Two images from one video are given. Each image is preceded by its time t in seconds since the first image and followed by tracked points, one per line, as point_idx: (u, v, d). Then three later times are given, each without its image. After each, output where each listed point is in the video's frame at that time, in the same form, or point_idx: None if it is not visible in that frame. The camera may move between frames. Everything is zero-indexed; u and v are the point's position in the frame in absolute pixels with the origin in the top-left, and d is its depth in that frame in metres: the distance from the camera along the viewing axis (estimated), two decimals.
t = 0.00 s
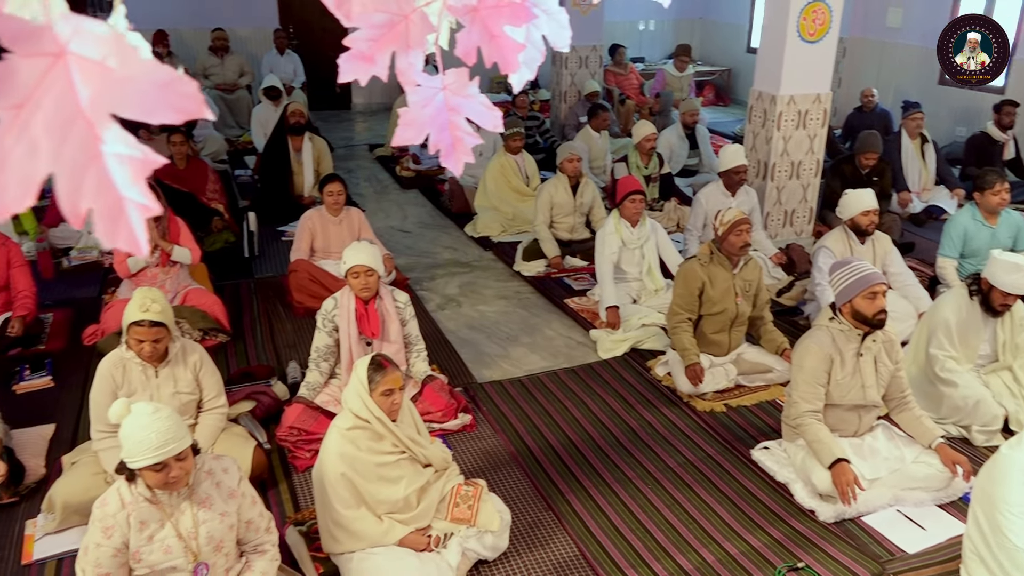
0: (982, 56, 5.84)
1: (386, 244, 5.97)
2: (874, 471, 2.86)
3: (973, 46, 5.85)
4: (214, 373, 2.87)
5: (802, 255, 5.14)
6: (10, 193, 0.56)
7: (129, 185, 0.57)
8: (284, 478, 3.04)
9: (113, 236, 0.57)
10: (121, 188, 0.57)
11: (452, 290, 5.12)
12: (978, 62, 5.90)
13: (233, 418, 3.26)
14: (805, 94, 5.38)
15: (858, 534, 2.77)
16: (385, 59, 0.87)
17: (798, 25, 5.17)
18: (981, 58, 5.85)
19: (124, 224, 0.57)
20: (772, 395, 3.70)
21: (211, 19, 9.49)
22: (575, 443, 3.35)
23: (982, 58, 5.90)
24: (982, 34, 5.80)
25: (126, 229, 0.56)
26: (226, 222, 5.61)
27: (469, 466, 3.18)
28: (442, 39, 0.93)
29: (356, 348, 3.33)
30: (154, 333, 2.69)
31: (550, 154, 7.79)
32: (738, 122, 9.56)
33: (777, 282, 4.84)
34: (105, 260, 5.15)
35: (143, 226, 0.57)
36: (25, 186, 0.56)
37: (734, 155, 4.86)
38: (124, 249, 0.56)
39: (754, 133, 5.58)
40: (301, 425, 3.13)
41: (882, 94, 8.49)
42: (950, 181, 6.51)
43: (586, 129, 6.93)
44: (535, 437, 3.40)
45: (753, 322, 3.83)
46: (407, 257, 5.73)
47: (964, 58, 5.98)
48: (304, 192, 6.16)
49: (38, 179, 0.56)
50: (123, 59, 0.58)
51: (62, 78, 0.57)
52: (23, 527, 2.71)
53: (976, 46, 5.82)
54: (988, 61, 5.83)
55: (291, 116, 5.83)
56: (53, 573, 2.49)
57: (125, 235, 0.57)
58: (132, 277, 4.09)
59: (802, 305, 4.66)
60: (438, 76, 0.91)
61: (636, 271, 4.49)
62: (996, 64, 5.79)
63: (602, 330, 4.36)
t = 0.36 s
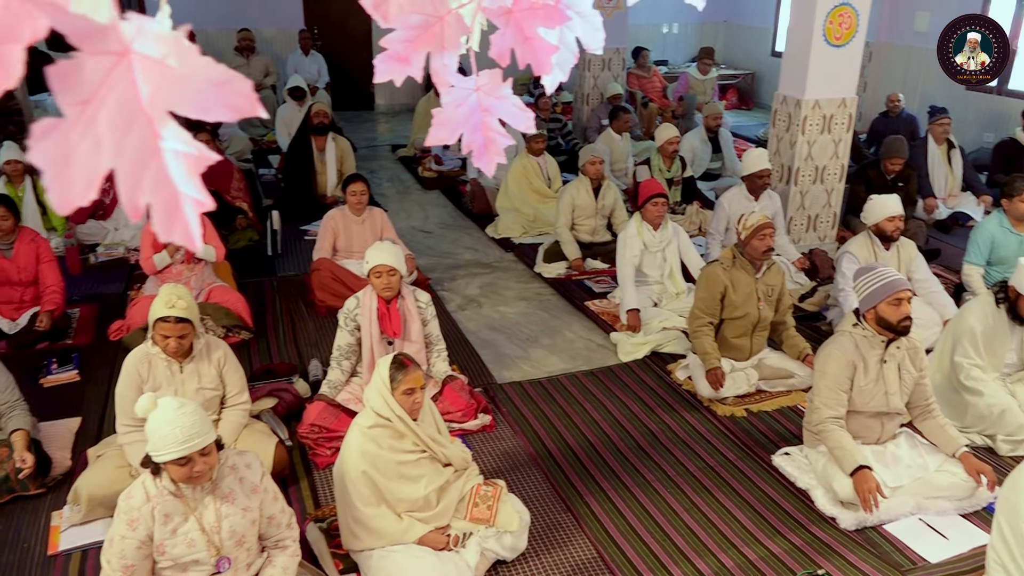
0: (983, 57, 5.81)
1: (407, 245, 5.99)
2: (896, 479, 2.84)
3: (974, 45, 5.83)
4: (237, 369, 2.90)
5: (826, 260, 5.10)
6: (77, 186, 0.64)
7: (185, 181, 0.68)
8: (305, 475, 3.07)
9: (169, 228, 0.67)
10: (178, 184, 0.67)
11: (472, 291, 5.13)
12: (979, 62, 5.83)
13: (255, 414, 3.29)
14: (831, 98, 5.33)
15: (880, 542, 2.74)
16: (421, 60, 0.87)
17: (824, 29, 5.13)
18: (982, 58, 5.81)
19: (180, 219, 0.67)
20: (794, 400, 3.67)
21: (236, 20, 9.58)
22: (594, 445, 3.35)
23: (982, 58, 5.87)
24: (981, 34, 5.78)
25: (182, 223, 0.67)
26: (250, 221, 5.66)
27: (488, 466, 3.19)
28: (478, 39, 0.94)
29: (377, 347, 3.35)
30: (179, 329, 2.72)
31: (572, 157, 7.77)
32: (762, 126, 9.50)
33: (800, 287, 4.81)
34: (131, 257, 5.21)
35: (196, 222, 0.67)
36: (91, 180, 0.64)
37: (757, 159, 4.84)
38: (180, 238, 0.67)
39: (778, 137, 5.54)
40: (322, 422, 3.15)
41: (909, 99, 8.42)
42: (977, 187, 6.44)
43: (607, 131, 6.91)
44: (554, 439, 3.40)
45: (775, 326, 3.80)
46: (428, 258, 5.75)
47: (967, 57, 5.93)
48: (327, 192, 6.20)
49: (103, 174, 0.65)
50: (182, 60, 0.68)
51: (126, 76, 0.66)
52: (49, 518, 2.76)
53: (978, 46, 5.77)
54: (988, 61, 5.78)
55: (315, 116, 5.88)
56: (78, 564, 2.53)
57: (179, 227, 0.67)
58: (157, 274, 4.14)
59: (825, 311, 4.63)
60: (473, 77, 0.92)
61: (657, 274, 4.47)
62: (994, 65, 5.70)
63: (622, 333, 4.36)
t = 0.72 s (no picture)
0: (977, 60, 6.87)
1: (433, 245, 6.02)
2: (926, 487, 2.80)
3: (971, 48, 6.86)
4: (266, 366, 2.93)
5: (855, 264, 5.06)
6: (145, 181, 0.63)
7: (245, 177, 0.65)
8: (331, 472, 3.09)
9: (231, 224, 0.64)
10: (239, 180, 0.65)
11: (498, 292, 5.14)
12: (978, 60, 6.80)
13: (282, 411, 3.32)
14: (862, 101, 5.28)
15: (908, 551, 2.71)
16: (460, 63, 0.88)
17: (855, 31, 5.08)
18: (976, 61, 6.88)
19: (240, 214, 0.64)
20: (821, 406, 3.64)
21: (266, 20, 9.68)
22: (619, 448, 3.34)
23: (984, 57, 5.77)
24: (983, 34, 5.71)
25: (242, 219, 0.64)
26: (278, 219, 5.72)
27: (513, 467, 3.19)
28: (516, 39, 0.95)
29: (404, 346, 3.37)
30: (209, 325, 2.76)
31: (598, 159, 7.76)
32: (790, 129, 9.42)
33: (828, 291, 4.76)
34: (162, 254, 5.29)
35: (256, 217, 0.64)
36: (159, 175, 0.63)
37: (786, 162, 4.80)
38: (240, 236, 0.64)
39: (807, 139, 5.50)
40: (349, 420, 3.18)
41: (941, 102, 8.30)
42: (1010, 193, 6.34)
43: (634, 133, 6.89)
44: (579, 441, 3.40)
45: (803, 331, 3.77)
46: (454, 258, 5.77)
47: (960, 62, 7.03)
48: (355, 191, 6.25)
49: (169, 170, 0.64)
50: (245, 60, 0.66)
51: (193, 75, 0.65)
52: (81, 510, 2.80)
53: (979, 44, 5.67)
54: (985, 61, 6.84)
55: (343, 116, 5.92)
56: (108, 556, 2.57)
57: (241, 224, 0.64)
58: (188, 271, 4.20)
59: (853, 316, 4.58)
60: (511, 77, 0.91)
61: (684, 277, 4.45)
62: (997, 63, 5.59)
63: (648, 336, 4.34)
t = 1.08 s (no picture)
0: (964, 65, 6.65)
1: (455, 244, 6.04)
2: (950, 494, 2.77)
3: (962, 55, 6.58)
4: (289, 363, 2.95)
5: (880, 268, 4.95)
6: (201, 176, 0.57)
7: (297, 171, 0.58)
8: (352, 469, 3.11)
9: (281, 219, 0.56)
10: (290, 174, 0.57)
11: (519, 292, 5.14)
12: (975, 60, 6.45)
13: (304, 407, 3.35)
14: (889, 104, 5.22)
15: (931, 558, 2.68)
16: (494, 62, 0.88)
17: (884, 33, 5.03)
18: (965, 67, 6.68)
19: (290, 208, 0.57)
20: (844, 411, 3.61)
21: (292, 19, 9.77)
22: (639, 449, 3.33)
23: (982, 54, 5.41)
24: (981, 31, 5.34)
25: (292, 213, 0.56)
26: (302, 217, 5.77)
27: (533, 466, 3.20)
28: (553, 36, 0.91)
29: (425, 345, 3.39)
30: (234, 321, 2.78)
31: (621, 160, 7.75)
32: (815, 132, 9.35)
33: (852, 296, 4.72)
34: (187, 250, 5.35)
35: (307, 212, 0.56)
36: (213, 168, 0.57)
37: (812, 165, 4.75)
38: (289, 229, 0.56)
39: (833, 142, 5.46)
40: (369, 418, 3.21)
41: (969, 106, 8.21)
42: None
43: (657, 134, 6.87)
44: (599, 442, 3.39)
45: (827, 335, 3.74)
46: (476, 258, 5.78)
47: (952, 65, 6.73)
48: (378, 190, 6.28)
49: (223, 164, 0.58)
50: (297, 53, 0.59)
51: (250, 70, 0.59)
52: (106, 502, 2.84)
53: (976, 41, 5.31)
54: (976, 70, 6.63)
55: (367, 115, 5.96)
56: (133, 547, 2.60)
57: (291, 219, 0.56)
58: (213, 267, 4.27)
59: (878, 320, 4.54)
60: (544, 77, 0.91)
61: (706, 279, 4.43)
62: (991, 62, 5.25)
63: (669, 338, 4.32)
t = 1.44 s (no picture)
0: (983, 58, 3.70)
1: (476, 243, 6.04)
2: (976, 498, 2.74)
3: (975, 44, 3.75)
4: (312, 359, 2.98)
5: (906, 270, 4.90)
6: (247, 169, 0.62)
7: (339, 164, 0.63)
8: (374, 465, 3.13)
9: (323, 212, 0.62)
10: (333, 167, 0.63)
11: (541, 291, 5.14)
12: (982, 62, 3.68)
13: (326, 403, 3.37)
14: (916, 104, 5.16)
15: (956, 563, 2.65)
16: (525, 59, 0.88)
17: (911, 32, 4.97)
18: (986, 58, 3.67)
19: (333, 201, 0.62)
20: (868, 413, 3.58)
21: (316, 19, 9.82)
22: (660, 449, 3.32)
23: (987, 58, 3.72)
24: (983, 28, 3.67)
25: (335, 205, 0.62)
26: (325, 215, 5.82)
27: (554, 465, 3.20)
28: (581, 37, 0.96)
29: (447, 342, 3.40)
30: (258, 317, 2.81)
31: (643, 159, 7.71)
32: (840, 131, 9.25)
33: (877, 297, 4.68)
34: (211, 247, 5.39)
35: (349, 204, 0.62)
36: (261, 162, 0.63)
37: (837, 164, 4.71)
38: (332, 222, 0.61)
39: (859, 142, 5.40)
40: (391, 414, 3.22)
41: (998, 106, 8.09)
42: None
43: (679, 134, 6.83)
44: (620, 441, 3.38)
45: (851, 337, 3.70)
46: (498, 256, 5.79)
47: (963, 63, 3.83)
48: (400, 188, 6.30)
49: (270, 157, 0.63)
50: (342, 49, 0.65)
51: (296, 68, 0.64)
52: (132, 495, 2.88)
53: (977, 47, 3.72)
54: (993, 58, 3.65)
55: (390, 114, 5.98)
56: (157, 540, 2.63)
57: (332, 211, 0.62)
58: (237, 264, 4.32)
59: (903, 322, 4.50)
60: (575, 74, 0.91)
61: (728, 279, 4.41)
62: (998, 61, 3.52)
63: (691, 338, 4.31)
